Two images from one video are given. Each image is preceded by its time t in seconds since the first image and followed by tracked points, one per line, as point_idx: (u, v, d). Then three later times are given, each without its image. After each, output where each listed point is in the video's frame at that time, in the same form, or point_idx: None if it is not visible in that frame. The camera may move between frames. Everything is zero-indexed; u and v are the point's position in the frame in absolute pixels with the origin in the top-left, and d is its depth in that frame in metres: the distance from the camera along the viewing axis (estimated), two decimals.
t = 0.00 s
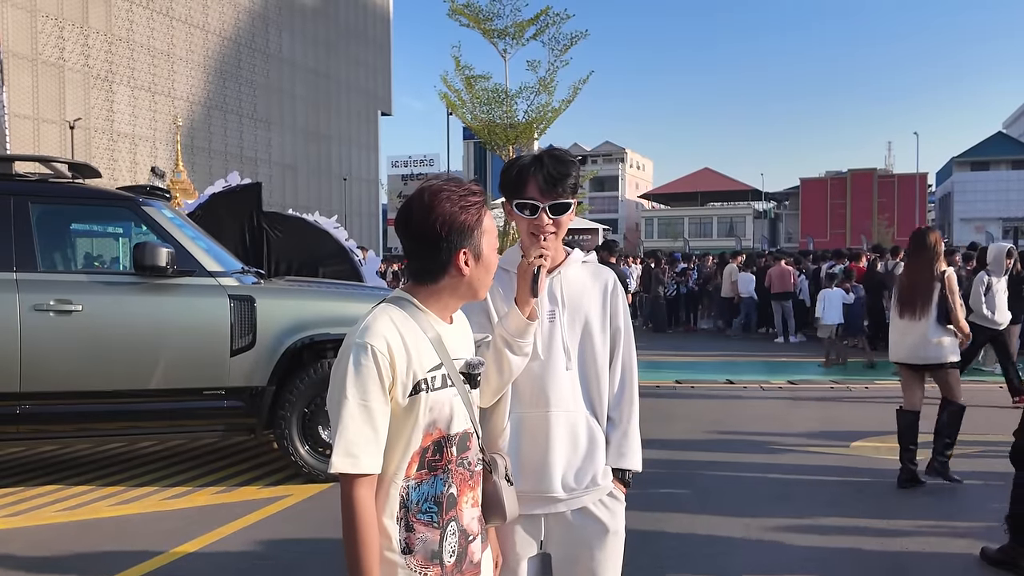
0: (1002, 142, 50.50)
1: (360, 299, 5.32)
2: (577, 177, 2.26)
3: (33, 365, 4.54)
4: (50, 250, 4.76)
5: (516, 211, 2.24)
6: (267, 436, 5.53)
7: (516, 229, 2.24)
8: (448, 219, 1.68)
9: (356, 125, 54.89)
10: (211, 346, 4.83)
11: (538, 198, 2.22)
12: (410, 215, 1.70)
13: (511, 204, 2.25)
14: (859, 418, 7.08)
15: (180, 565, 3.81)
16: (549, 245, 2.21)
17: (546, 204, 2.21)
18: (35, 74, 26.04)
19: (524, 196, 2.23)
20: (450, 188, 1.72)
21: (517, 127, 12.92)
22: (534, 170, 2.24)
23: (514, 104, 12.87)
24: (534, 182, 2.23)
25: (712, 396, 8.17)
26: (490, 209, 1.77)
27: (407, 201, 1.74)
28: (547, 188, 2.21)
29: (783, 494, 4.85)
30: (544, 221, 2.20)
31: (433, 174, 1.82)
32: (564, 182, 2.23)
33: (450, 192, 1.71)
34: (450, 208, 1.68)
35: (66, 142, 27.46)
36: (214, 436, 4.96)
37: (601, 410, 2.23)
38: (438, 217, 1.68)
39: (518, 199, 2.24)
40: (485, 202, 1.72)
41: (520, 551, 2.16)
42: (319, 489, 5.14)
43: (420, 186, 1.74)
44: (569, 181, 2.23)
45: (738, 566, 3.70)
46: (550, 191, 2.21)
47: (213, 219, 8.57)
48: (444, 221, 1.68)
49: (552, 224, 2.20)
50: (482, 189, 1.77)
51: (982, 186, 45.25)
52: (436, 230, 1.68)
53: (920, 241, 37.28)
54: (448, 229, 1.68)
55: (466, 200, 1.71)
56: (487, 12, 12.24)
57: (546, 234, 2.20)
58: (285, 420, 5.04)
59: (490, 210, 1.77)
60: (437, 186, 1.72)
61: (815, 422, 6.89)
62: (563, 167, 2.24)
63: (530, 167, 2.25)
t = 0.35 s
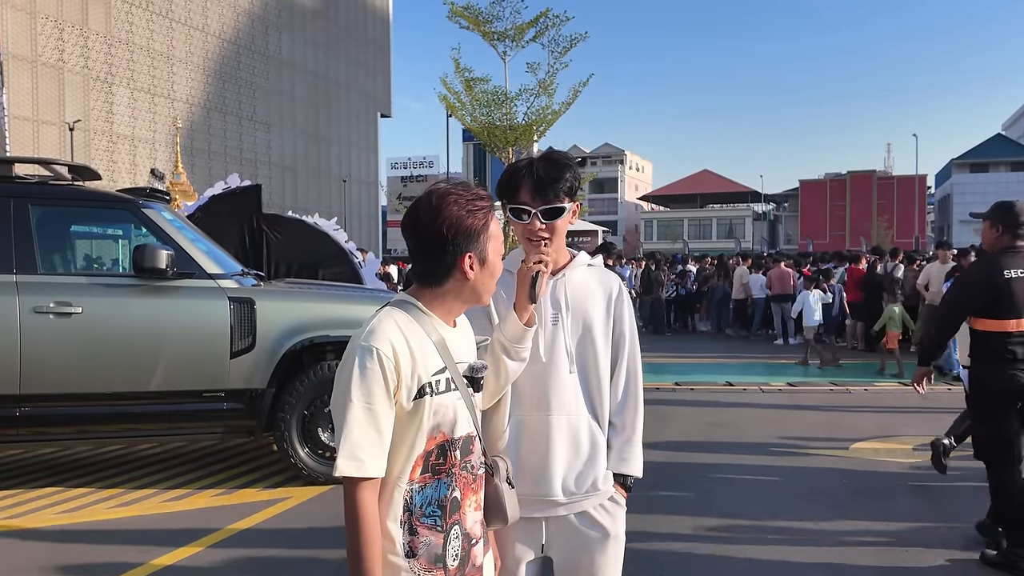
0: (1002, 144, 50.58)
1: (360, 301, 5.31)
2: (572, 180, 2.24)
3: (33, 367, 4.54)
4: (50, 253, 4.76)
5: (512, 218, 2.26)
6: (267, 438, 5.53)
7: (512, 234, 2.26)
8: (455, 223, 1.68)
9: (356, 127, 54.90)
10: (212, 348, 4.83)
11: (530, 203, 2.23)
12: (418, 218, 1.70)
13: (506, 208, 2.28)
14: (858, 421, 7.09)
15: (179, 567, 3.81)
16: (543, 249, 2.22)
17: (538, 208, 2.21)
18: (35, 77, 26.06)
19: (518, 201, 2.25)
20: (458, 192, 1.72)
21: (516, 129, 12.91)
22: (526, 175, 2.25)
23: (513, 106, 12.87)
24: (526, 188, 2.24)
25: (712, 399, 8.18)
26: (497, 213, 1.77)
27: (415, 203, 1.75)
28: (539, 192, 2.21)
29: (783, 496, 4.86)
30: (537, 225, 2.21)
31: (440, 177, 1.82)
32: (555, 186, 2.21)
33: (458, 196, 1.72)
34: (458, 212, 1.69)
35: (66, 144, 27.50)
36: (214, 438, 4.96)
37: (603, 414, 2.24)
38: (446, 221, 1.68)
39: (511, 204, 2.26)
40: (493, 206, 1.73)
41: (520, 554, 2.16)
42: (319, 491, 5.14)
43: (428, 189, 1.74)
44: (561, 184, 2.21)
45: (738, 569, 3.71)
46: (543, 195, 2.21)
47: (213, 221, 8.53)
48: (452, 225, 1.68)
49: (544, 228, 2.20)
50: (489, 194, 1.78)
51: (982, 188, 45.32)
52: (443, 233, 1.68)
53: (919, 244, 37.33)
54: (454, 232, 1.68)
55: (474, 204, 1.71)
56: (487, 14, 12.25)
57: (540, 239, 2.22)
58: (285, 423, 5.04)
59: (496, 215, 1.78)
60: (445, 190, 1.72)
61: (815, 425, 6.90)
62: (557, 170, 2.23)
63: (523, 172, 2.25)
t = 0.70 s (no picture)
0: (1001, 146, 50.64)
1: (362, 302, 5.31)
2: (577, 186, 2.24)
3: (33, 368, 4.53)
4: (51, 254, 4.76)
5: (518, 224, 2.27)
6: (268, 440, 5.53)
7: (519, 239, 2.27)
8: (457, 222, 1.68)
9: (356, 129, 54.92)
10: (213, 349, 4.82)
11: (535, 208, 2.24)
12: (421, 218, 1.71)
13: (510, 212, 2.27)
14: (859, 423, 7.09)
15: (181, 569, 3.81)
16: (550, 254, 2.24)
17: (544, 214, 2.22)
18: (35, 78, 26.08)
19: (523, 207, 2.25)
20: (460, 193, 1.72)
21: (517, 131, 12.91)
22: (530, 180, 2.24)
23: (514, 108, 12.87)
24: (531, 194, 2.24)
25: (713, 401, 8.19)
26: (501, 214, 1.76)
27: (419, 204, 1.75)
28: (544, 198, 2.22)
29: (784, 498, 4.87)
30: (543, 232, 2.23)
31: (444, 178, 1.82)
32: (561, 192, 2.21)
33: (461, 196, 1.71)
34: (461, 211, 1.68)
35: (66, 145, 27.52)
36: (215, 439, 4.95)
37: (607, 418, 2.23)
38: (449, 220, 1.68)
39: (516, 209, 2.25)
40: (497, 206, 1.73)
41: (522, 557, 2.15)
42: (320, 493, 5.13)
43: (430, 190, 1.74)
44: (567, 190, 2.22)
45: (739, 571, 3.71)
46: (548, 201, 2.22)
47: (214, 223, 8.55)
48: (454, 224, 1.68)
49: (549, 234, 2.22)
50: (493, 193, 1.77)
51: (982, 190, 45.36)
52: (446, 233, 1.68)
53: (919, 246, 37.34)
54: (457, 233, 1.68)
55: (477, 204, 1.71)
56: (488, 16, 12.26)
57: (545, 244, 2.24)
58: (286, 424, 5.04)
59: (500, 216, 1.77)
60: (449, 190, 1.72)
61: (816, 427, 6.91)
62: (562, 175, 2.22)
63: (526, 177, 2.24)
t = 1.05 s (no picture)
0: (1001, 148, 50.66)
1: (365, 304, 5.32)
2: (580, 190, 2.24)
3: (37, 369, 4.54)
4: (55, 255, 4.77)
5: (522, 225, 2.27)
6: (271, 441, 5.54)
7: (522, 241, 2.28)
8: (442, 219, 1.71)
9: (357, 131, 54.96)
10: (216, 350, 4.83)
11: (538, 211, 2.23)
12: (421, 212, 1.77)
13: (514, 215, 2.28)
14: (861, 425, 7.10)
15: (185, 570, 3.81)
16: (554, 257, 2.26)
17: (547, 217, 2.22)
18: (37, 80, 26.14)
19: (527, 209, 2.25)
20: (456, 193, 1.73)
21: (519, 132, 12.91)
22: (534, 183, 2.25)
23: (516, 110, 12.88)
24: (535, 197, 2.24)
25: (715, 403, 8.21)
26: (491, 217, 1.71)
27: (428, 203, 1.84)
28: (547, 201, 2.21)
29: (787, 499, 4.89)
30: (546, 234, 2.23)
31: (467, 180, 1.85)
32: (564, 195, 2.21)
33: (446, 197, 1.73)
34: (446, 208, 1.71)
35: (68, 147, 27.57)
36: (219, 440, 4.97)
37: (615, 419, 2.24)
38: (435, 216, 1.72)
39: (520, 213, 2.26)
40: (487, 208, 1.70)
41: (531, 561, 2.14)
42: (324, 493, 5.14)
43: (446, 183, 1.78)
44: (572, 193, 2.22)
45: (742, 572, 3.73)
46: (552, 203, 2.21)
47: (216, 223, 8.52)
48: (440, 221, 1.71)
49: (554, 237, 2.22)
50: (492, 197, 1.75)
51: (982, 192, 45.40)
52: (431, 228, 1.72)
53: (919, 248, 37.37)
54: (431, 231, 1.72)
55: (457, 205, 1.71)
56: (490, 18, 12.27)
57: (549, 247, 2.25)
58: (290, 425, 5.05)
59: (493, 219, 1.72)
60: (442, 190, 1.76)
61: (817, 428, 6.93)
62: (566, 178, 2.23)
63: (530, 180, 2.25)
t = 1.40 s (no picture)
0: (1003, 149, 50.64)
1: (367, 304, 5.33)
2: (581, 187, 2.25)
3: (40, 370, 4.55)
4: (57, 256, 4.78)
5: (522, 225, 2.28)
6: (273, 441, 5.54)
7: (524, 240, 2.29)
8: (415, 226, 1.73)
9: (358, 132, 54.99)
10: (218, 350, 4.84)
11: (540, 211, 2.24)
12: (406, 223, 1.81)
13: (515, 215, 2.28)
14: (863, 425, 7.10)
15: (187, 570, 3.81)
16: (558, 258, 2.25)
17: (549, 216, 2.23)
18: (39, 81, 26.18)
19: (527, 210, 2.26)
20: (430, 193, 1.74)
21: (520, 133, 12.91)
22: (534, 183, 2.24)
23: (517, 110, 12.89)
24: (535, 196, 2.24)
25: (716, 403, 8.21)
26: (466, 211, 1.71)
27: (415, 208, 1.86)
28: (549, 200, 2.22)
29: (789, 499, 4.89)
30: (548, 233, 2.23)
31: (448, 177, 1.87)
32: (565, 193, 2.22)
33: (422, 199, 1.75)
34: (417, 216, 1.73)
35: (70, 148, 27.61)
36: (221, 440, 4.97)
37: (619, 415, 2.25)
38: (409, 225, 1.75)
39: (521, 212, 2.26)
40: (458, 209, 1.70)
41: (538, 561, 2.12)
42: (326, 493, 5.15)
43: (420, 188, 1.79)
44: (572, 190, 2.23)
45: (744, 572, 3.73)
46: (553, 202, 2.22)
47: (218, 224, 8.55)
48: (413, 228, 1.74)
49: (557, 236, 2.22)
50: (465, 196, 1.74)
51: (984, 193, 45.39)
52: (409, 236, 1.75)
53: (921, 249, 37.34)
54: (414, 236, 1.74)
55: (432, 205, 1.72)
56: (492, 19, 12.28)
57: (552, 246, 2.24)
58: (292, 425, 5.06)
59: (468, 213, 1.71)
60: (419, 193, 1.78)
61: (819, 429, 6.93)
62: (566, 177, 2.23)
63: (530, 179, 2.25)
